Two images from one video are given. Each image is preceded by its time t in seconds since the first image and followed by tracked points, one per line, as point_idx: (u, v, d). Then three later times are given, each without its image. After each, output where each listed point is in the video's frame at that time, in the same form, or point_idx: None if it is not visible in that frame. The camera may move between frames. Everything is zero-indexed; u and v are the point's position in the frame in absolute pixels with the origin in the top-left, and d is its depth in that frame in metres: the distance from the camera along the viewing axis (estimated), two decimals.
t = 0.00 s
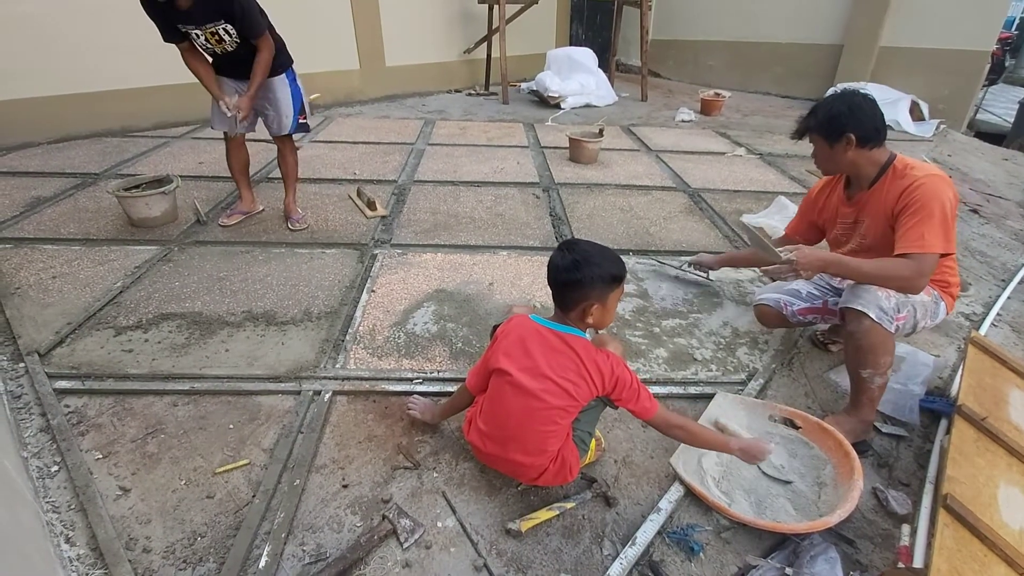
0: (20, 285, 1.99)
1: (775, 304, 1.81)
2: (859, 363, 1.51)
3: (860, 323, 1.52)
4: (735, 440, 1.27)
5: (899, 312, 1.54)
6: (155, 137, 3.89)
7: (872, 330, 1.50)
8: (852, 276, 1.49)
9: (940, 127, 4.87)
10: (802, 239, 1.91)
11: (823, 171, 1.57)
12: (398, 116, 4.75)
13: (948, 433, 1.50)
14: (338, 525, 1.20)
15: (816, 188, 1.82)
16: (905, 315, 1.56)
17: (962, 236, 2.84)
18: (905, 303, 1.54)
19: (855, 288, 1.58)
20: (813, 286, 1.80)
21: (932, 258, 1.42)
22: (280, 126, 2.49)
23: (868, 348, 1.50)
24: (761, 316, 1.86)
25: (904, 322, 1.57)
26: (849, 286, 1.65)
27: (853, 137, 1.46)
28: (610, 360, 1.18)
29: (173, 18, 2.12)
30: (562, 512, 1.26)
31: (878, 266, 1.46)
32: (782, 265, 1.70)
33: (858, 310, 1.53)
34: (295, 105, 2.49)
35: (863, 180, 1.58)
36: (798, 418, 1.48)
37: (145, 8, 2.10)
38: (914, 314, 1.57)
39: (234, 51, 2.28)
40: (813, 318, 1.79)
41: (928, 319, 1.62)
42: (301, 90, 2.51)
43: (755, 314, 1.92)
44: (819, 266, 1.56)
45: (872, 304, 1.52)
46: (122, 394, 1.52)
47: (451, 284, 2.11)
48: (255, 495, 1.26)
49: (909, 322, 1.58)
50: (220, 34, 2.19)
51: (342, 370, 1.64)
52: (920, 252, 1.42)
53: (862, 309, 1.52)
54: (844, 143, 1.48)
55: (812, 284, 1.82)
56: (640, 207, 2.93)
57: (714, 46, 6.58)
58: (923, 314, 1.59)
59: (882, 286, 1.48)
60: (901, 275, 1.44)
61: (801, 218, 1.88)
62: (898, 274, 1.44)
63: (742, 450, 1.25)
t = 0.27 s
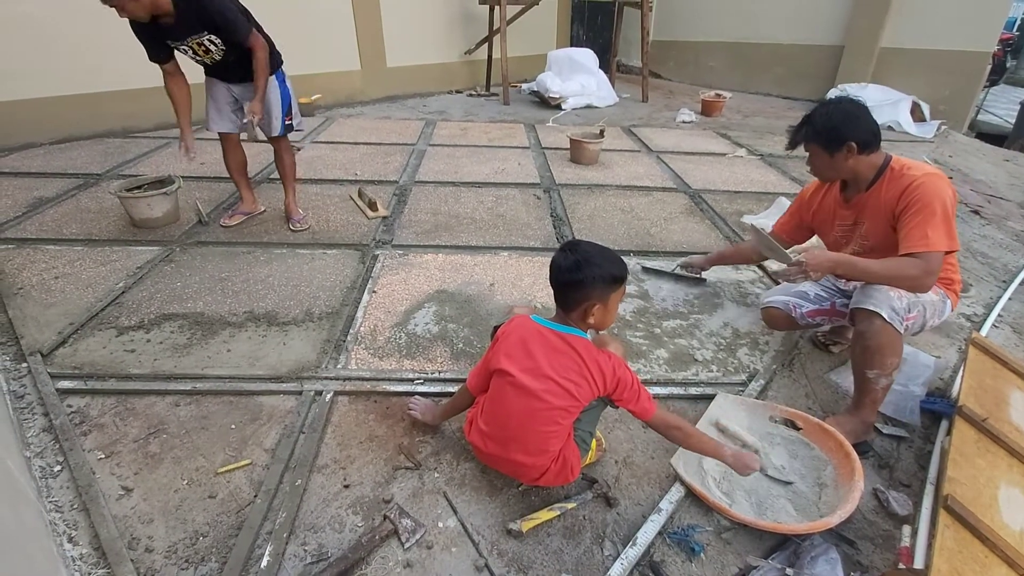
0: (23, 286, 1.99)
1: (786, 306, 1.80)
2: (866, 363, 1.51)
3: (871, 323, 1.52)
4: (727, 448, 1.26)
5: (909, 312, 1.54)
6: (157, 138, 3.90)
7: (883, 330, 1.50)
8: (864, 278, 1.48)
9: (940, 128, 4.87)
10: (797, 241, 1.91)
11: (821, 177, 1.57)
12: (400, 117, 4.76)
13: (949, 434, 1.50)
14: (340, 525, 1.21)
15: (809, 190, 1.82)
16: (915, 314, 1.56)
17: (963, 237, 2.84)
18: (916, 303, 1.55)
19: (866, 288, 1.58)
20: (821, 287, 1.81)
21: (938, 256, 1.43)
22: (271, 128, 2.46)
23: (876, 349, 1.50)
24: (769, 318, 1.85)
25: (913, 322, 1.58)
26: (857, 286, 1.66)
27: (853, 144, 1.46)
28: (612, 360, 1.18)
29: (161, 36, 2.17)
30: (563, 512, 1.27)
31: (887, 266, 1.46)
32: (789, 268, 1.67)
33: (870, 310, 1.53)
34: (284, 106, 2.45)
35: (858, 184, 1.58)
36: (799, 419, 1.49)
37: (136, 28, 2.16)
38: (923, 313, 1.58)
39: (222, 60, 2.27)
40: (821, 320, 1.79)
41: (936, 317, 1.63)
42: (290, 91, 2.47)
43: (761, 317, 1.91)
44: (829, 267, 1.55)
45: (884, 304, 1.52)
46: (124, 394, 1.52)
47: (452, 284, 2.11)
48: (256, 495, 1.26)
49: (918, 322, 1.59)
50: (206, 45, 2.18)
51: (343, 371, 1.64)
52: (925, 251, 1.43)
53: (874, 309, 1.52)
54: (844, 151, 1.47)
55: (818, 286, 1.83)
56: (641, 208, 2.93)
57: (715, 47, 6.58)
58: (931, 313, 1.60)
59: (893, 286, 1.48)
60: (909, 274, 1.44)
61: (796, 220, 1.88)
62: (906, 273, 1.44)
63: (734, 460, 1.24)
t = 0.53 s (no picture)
0: (25, 285, 2.00)
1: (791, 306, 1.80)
2: (867, 363, 1.51)
3: (870, 323, 1.52)
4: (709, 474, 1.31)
5: (909, 312, 1.54)
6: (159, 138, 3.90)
7: (882, 330, 1.50)
8: (862, 278, 1.48)
9: (942, 129, 4.87)
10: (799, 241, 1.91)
11: (826, 180, 1.56)
12: (401, 117, 4.76)
13: (950, 435, 1.50)
14: (341, 524, 1.21)
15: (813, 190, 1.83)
16: (915, 314, 1.56)
17: (965, 237, 2.84)
18: (916, 302, 1.55)
19: (866, 288, 1.58)
20: (824, 287, 1.80)
21: (939, 256, 1.42)
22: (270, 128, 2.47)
23: (876, 348, 1.50)
24: (773, 318, 1.86)
25: (914, 321, 1.57)
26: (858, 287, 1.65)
27: (857, 146, 1.46)
28: (614, 361, 1.18)
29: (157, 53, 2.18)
30: (564, 512, 1.27)
31: (888, 266, 1.45)
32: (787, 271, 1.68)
33: (869, 310, 1.53)
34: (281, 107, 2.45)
35: (862, 183, 1.58)
36: (800, 420, 1.49)
37: (130, 48, 2.17)
38: (924, 312, 1.58)
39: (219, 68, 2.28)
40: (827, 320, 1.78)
41: (938, 313, 1.62)
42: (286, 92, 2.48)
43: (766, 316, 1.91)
44: (829, 268, 1.55)
45: (883, 304, 1.52)
46: (126, 393, 1.53)
47: (453, 285, 2.12)
48: (258, 494, 1.27)
49: (919, 320, 1.59)
50: (203, 54, 2.19)
51: (344, 371, 1.64)
52: (925, 251, 1.43)
53: (873, 309, 1.52)
54: (849, 153, 1.47)
55: (822, 285, 1.82)
56: (642, 208, 2.93)
57: (717, 47, 6.58)
58: (932, 311, 1.60)
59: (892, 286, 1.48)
60: (908, 274, 1.44)
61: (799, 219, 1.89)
62: (907, 273, 1.44)
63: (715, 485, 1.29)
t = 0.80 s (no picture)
0: (27, 285, 2.00)
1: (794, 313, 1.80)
2: (866, 365, 1.51)
3: (867, 325, 1.52)
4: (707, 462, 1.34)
5: (905, 314, 1.54)
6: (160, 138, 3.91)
7: (880, 332, 1.50)
8: (857, 281, 1.49)
9: (944, 130, 4.86)
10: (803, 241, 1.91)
11: (828, 185, 1.56)
12: (402, 118, 4.76)
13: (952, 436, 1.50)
14: (342, 524, 1.21)
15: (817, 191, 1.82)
16: (912, 315, 1.56)
17: (967, 238, 2.84)
18: (913, 304, 1.55)
19: (863, 290, 1.58)
20: (826, 292, 1.80)
21: (937, 258, 1.42)
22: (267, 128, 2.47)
23: (875, 350, 1.50)
24: (777, 325, 1.86)
25: (911, 323, 1.57)
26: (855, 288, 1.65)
27: (859, 151, 1.45)
28: (618, 362, 1.19)
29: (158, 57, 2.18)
30: (565, 512, 1.27)
31: (885, 268, 1.46)
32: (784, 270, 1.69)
33: (865, 312, 1.53)
34: (279, 108, 2.46)
35: (863, 186, 1.58)
36: (801, 420, 1.49)
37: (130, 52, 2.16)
38: (921, 314, 1.58)
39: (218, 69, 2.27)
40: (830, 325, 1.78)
41: (936, 316, 1.62)
42: (284, 91, 2.48)
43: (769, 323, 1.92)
44: (826, 271, 1.54)
45: (879, 306, 1.52)
46: (127, 392, 1.53)
47: (454, 285, 2.11)
48: (259, 494, 1.27)
49: (916, 322, 1.59)
50: (202, 55, 2.18)
51: (345, 371, 1.64)
52: (924, 253, 1.43)
53: (869, 311, 1.52)
54: (851, 159, 1.47)
55: (824, 290, 1.82)
56: (643, 209, 2.93)
57: (718, 48, 6.58)
58: (930, 313, 1.60)
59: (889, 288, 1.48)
60: (904, 276, 1.44)
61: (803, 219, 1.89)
62: (905, 276, 1.44)
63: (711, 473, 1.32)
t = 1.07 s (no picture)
0: (29, 285, 2.01)
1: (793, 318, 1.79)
2: (863, 366, 1.51)
3: (862, 327, 1.51)
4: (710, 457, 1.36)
5: (901, 315, 1.54)
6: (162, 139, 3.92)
7: (875, 334, 1.50)
8: (852, 281, 1.49)
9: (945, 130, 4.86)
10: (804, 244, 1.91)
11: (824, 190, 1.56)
12: (403, 118, 4.77)
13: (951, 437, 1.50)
14: (342, 524, 1.21)
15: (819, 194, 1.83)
16: (907, 317, 1.56)
17: (967, 239, 2.84)
18: (908, 305, 1.55)
19: (858, 291, 1.58)
20: (826, 296, 1.77)
21: (931, 259, 1.42)
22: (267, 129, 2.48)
23: (871, 351, 1.50)
24: (775, 328, 1.85)
25: (907, 324, 1.57)
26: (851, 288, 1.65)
27: (850, 158, 1.45)
28: (621, 364, 1.19)
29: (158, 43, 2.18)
30: (564, 512, 1.27)
31: (877, 269, 1.46)
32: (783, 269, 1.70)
33: (860, 313, 1.52)
34: (280, 108, 2.47)
35: (857, 189, 1.58)
36: (800, 421, 1.49)
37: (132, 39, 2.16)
38: (916, 316, 1.58)
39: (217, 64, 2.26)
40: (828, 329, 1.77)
41: (932, 318, 1.62)
42: (283, 91, 2.49)
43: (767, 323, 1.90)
44: (817, 272, 1.57)
45: (874, 308, 1.51)
46: (128, 392, 1.53)
47: (454, 285, 2.12)
48: (259, 493, 1.27)
49: (912, 323, 1.59)
50: (203, 46, 2.18)
51: (345, 371, 1.65)
52: (919, 254, 1.42)
53: (864, 312, 1.52)
54: (843, 165, 1.47)
55: (823, 293, 1.79)
56: (643, 210, 2.93)
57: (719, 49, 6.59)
58: (926, 314, 1.60)
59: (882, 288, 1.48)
60: (897, 277, 1.44)
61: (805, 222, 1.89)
62: (897, 275, 1.43)
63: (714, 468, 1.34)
